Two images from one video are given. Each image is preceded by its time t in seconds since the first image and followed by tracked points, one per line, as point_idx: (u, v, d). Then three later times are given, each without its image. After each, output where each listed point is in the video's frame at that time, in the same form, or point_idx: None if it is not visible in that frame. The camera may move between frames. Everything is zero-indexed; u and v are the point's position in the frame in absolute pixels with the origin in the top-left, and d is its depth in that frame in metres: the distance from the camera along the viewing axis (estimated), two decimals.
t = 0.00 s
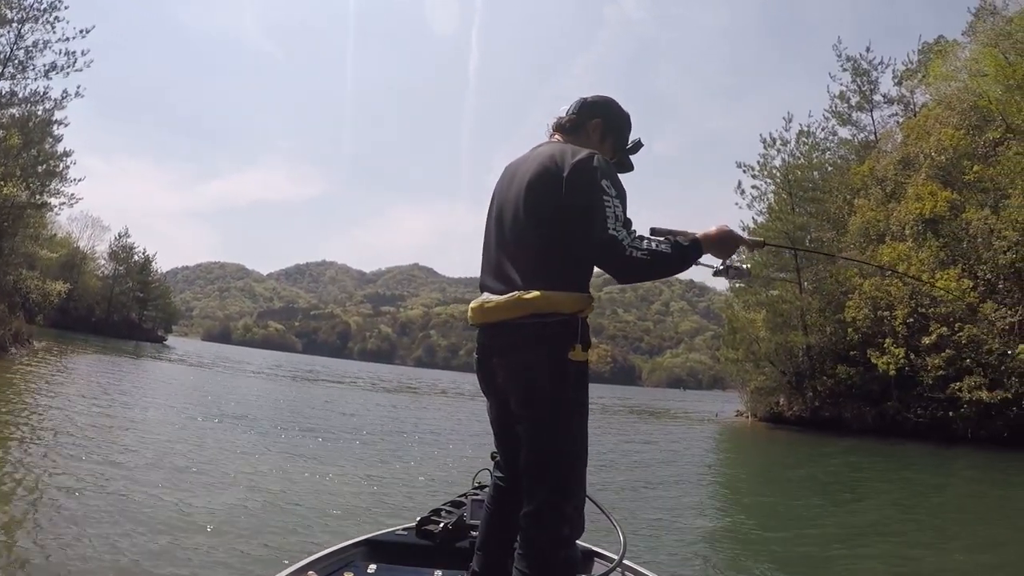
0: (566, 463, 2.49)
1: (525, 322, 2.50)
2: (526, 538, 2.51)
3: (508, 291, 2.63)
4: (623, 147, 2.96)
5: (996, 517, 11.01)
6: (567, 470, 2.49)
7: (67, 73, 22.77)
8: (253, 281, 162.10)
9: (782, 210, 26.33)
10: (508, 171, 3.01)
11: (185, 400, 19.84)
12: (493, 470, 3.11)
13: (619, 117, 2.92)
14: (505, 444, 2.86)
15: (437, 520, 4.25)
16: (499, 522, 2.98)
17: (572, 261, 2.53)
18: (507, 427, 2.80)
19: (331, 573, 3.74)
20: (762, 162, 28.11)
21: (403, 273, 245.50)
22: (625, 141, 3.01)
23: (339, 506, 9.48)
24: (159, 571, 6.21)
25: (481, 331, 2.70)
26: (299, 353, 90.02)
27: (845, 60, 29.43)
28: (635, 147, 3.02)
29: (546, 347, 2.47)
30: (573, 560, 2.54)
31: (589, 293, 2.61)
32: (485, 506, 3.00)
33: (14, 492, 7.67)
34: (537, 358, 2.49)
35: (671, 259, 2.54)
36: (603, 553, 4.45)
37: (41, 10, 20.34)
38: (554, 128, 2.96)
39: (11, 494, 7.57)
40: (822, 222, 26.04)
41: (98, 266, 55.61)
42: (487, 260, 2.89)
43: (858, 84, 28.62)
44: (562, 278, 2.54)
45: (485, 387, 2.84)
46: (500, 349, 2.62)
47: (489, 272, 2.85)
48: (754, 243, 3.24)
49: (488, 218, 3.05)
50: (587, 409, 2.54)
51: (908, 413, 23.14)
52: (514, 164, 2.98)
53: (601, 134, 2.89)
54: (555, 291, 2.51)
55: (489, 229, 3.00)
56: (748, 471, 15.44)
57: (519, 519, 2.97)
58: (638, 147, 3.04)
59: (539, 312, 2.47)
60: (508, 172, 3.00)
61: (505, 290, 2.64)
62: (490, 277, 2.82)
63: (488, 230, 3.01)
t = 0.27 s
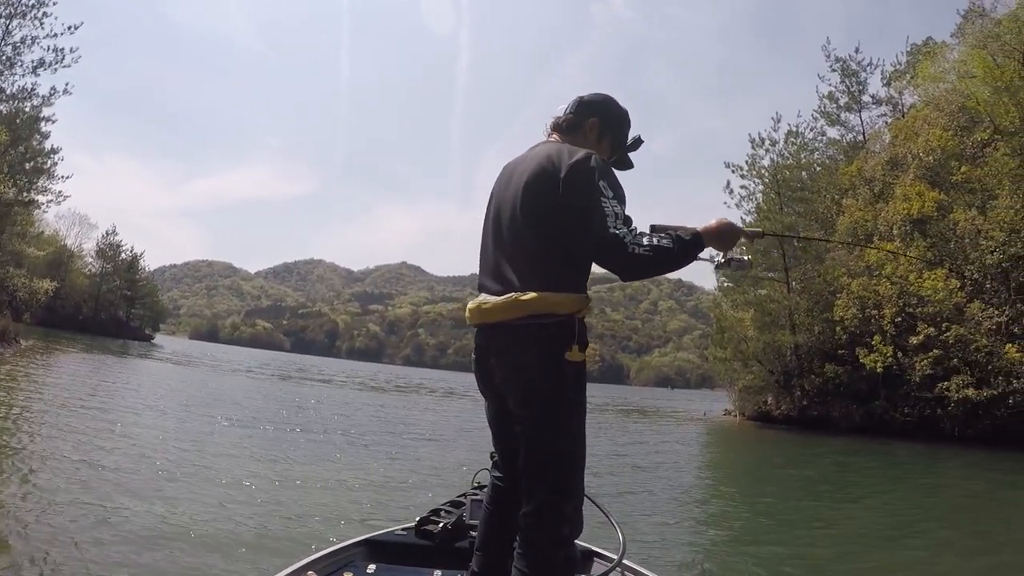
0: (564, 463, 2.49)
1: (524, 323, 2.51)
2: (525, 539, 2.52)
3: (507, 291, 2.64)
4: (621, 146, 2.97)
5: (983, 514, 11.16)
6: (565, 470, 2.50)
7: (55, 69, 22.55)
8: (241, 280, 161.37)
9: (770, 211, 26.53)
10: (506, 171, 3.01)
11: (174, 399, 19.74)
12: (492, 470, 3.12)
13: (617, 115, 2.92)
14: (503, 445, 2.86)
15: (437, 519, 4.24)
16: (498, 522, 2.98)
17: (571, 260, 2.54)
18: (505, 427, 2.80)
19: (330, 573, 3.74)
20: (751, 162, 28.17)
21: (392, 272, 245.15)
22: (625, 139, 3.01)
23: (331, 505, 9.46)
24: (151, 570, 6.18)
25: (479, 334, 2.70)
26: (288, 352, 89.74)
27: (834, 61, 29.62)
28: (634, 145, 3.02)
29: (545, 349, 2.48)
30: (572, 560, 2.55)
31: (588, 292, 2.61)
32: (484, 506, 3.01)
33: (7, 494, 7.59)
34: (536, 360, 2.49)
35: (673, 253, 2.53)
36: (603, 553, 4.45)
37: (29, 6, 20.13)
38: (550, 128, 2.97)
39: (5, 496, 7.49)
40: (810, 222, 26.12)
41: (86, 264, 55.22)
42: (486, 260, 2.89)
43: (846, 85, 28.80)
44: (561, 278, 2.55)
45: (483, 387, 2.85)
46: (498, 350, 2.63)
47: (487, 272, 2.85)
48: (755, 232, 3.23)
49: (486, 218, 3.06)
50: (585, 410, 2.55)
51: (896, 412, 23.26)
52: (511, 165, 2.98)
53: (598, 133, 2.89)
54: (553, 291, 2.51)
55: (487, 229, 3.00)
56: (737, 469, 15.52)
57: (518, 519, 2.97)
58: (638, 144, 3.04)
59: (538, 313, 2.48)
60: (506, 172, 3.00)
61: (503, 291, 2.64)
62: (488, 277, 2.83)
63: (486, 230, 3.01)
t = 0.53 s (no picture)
0: (563, 463, 2.49)
1: (522, 324, 2.52)
2: (525, 539, 2.51)
3: (507, 291, 2.65)
4: (625, 148, 2.97)
5: (971, 514, 11.28)
6: (564, 470, 2.50)
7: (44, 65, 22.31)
8: (229, 277, 160.53)
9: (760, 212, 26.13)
10: (507, 171, 3.01)
11: (162, 397, 19.63)
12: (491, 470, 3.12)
13: (621, 116, 2.92)
14: (503, 446, 2.86)
15: (435, 520, 4.25)
16: (497, 522, 2.98)
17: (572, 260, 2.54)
18: (504, 427, 2.80)
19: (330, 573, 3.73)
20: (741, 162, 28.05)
21: (382, 270, 244.80)
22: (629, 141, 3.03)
23: (323, 504, 9.44)
24: (144, 570, 6.16)
25: (478, 334, 2.71)
26: (276, 351, 89.41)
27: (824, 63, 29.78)
28: (638, 147, 3.04)
29: (544, 350, 2.49)
30: (571, 560, 2.54)
31: (588, 294, 2.61)
32: (483, 506, 3.01)
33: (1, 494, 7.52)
34: (535, 361, 2.49)
35: (675, 254, 2.51)
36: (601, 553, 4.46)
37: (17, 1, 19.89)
38: (554, 129, 2.98)
39: None
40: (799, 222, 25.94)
41: (74, 262, 54.80)
42: (487, 260, 2.90)
43: (836, 87, 28.98)
44: (561, 280, 2.55)
45: (482, 387, 2.85)
46: (497, 350, 2.63)
47: (488, 272, 2.86)
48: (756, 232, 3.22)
49: (488, 218, 3.06)
50: (584, 410, 2.54)
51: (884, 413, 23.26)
52: (513, 165, 2.99)
53: (600, 134, 2.89)
54: (552, 292, 2.52)
55: (488, 230, 3.01)
56: (726, 469, 15.60)
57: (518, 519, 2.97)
58: (643, 147, 3.07)
59: (537, 314, 2.49)
60: (507, 172, 3.01)
61: (503, 292, 2.65)
62: (489, 277, 2.83)
63: (488, 230, 3.02)
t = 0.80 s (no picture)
0: (560, 462, 2.49)
1: (520, 323, 2.52)
2: (522, 539, 2.51)
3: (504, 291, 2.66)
4: (627, 149, 2.96)
5: (960, 512, 11.39)
6: (561, 470, 2.50)
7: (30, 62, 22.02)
8: (218, 277, 159.64)
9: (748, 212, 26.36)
10: (508, 172, 3.02)
11: (150, 398, 19.49)
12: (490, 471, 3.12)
13: (625, 118, 2.91)
14: (501, 445, 2.86)
15: (434, 519, 4.25)
16: (497, 522, 2.97)
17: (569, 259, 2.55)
18: (502, 427, 2.80)
19: (329, 573, 3.73)
20: (729, 162, 28.20)
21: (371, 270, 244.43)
22: (632, 144, 3.02)
23: (318, 504, 9.43)
24: (135, 572, 6.10)
25: (476, 334, 2.71)
26: (265, 351, 89.02)
27: (812, 63, 29.93)
28: (642, 150, 3.03)
29: (541, 349, 2.49)
30: (571, 560, 2.54)
31: (586, 294, 2.61)
32: (483, 507, 3.00)
33: None
34: (532, 360, 2.50)
35: (673, 252, 2.52)
36: (600, 552, 4.46)
37: None
38: (555, 130, 2.98)
39: None
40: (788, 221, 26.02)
41: (61, 262, 54.35)
42: (485, 261, 2.90)
43: (824, 88, 29.13)
44: (558, 279, 2.56)
45: (479, 387, 2.85)
46: (493, 350, 2.63)
47: (487, 271, 2.86)
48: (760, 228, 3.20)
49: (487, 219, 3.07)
50: (581, 409, 2.54)
51: (872, 411, 23.39)
52: (513, 165, 2.99)
53: (602, 134, 2.88)
54: (548, 292, 2.52)
55: (488, 230, 3.01)
56: (716, 468, 15.67)
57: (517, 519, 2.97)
58: (647, 149, 3.05)
59: (534, 313, 2.49)
60: (508, 172, 3.01)
61: (501, 291, 2.64)
62: (487, 276, 2.83)
63: (487, 231, 3.02)
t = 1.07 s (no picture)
0: (557, 463, 2.49)
1: (514, 321, 2.52)
2: (520, 540, 2.51)
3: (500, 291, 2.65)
4: (627, 150, 2.95)
5: (947, 509, 11.52)
6: (559, 470, 2.50)
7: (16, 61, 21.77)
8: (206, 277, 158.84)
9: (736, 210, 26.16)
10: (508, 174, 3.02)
11: (137, 399, 19.34)
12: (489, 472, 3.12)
13: (625, 119, 2.91)
14: (499, 445, 2.86)
15: (432, 520, 4.27)
16: (495, 522, 2.97)
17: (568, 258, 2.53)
18: (499, 427, 2.80)
19: (327, 573, 3.72)
20: (717, 161, 28.30)
21: (361, 270, 243.87)
22: (633, 145, 3.00)
23: (316, 506, 9.41)
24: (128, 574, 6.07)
25: (472, 332, 2.71)
26: (253, 351, 88.59)
27: (800, 62, 30.08)
28: (642, 152, 3.02)
29: (535, 347, 2.49)
30: (569, 560, 2.53)
31: (582, 295, 2.60)
32: (481, 507, 3.01)
33: None
34: (527, 359, 2.50)
35: (672, 249, 2.47)
36: (598, 552, 4.53)
37: None
38: (555, 130, 2.98)
39: None
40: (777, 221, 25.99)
41: (48, 263, 53.87)
42: (483, 263, 2.89)
43: (812, 87, 29.26)
44: (555, 277, 2.55)
45: (477, 388, 2.85)
46: (489, 349, 2.64)
47: (485, 273, 2.84)
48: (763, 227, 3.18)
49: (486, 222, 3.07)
50: (579, 409, 2.54)
51: (861, 409, 23.46)
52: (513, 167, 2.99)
53: (601, 134, 2.88)
54: (544, 291, 2.52)
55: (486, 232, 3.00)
56: (707, 466, 15.77)
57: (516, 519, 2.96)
58: (648, 151, 3.04)
59: (528, 312, 2.50)
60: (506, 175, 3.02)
61: (498, 288, 2.64)
62: (485, 278, 2.82)
63: (485, 233, 3.01)
